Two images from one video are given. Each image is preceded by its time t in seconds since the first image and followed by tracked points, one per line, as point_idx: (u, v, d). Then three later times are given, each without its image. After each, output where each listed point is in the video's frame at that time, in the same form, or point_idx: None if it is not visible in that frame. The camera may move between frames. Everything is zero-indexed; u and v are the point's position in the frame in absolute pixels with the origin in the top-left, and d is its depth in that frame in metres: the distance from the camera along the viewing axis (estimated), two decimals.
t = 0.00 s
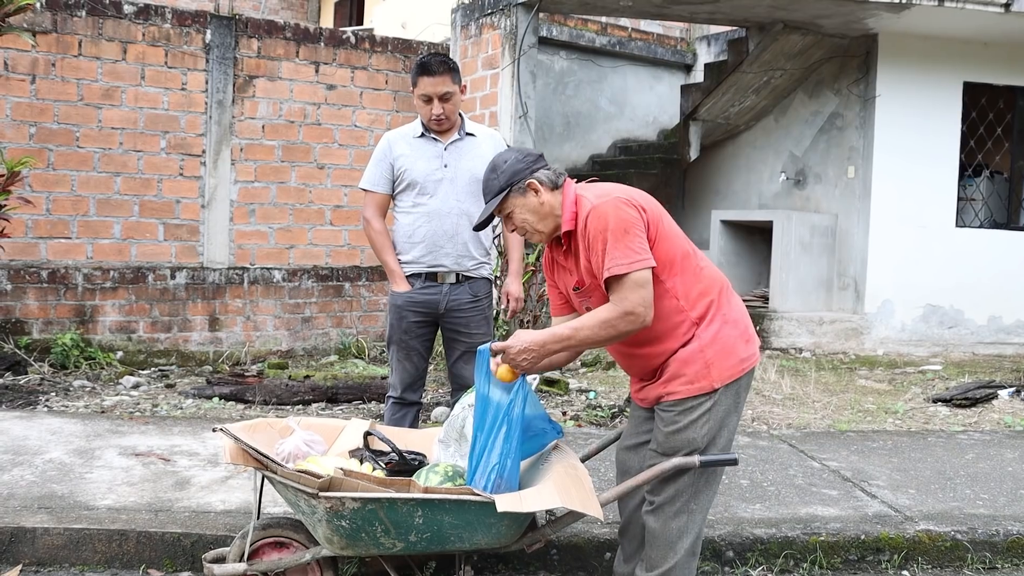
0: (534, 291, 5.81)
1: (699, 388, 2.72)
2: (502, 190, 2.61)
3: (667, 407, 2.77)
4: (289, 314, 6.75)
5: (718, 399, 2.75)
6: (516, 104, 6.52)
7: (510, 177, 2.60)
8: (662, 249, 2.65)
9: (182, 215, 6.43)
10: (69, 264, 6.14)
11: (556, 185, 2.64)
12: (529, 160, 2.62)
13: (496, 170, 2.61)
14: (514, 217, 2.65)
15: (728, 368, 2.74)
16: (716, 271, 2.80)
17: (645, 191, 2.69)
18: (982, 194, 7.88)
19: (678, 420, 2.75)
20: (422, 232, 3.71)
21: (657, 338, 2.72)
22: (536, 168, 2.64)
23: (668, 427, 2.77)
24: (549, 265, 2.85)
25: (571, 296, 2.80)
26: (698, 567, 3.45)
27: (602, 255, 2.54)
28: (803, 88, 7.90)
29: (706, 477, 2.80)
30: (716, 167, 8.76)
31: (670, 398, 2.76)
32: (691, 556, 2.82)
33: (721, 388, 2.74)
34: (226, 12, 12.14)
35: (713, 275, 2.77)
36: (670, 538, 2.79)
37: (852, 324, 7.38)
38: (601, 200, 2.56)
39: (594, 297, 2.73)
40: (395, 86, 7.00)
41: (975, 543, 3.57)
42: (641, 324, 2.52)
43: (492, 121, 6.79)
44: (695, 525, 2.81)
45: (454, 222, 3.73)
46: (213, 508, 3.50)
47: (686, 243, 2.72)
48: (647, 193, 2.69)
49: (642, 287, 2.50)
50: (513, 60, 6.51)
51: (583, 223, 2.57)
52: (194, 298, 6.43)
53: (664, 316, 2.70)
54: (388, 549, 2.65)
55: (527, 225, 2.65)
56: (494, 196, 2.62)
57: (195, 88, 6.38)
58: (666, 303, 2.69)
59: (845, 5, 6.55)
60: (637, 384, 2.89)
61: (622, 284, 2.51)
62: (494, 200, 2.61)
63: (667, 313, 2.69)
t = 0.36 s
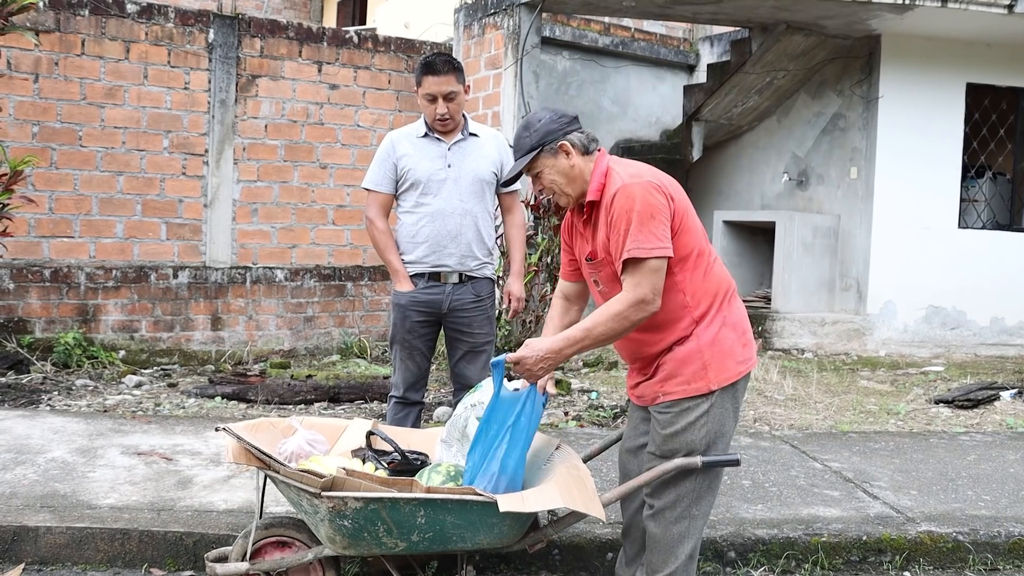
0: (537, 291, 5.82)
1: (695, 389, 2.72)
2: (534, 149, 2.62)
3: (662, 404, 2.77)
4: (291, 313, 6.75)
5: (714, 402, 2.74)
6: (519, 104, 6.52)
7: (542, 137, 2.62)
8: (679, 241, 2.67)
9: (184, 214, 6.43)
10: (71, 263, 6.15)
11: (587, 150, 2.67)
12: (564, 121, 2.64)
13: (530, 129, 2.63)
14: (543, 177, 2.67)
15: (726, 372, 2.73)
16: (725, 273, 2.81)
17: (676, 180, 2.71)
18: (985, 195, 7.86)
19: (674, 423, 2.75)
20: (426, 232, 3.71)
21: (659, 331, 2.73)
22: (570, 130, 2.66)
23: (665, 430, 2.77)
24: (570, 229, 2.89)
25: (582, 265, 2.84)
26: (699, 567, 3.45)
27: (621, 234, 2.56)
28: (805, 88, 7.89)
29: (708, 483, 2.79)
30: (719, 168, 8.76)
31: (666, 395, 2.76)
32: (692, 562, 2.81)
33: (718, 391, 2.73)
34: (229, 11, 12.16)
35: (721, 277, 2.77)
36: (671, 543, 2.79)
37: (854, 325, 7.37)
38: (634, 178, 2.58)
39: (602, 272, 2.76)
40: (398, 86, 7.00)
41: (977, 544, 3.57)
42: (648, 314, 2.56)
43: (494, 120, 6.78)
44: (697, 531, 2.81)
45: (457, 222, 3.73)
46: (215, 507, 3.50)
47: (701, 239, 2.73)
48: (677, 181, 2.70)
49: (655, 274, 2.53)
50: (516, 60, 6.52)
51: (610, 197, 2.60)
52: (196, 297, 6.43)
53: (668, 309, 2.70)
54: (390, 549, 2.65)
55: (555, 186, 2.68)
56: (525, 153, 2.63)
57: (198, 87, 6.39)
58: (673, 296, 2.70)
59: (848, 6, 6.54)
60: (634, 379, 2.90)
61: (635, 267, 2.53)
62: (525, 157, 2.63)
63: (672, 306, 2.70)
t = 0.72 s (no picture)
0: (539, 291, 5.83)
1: (686, 388, 2.72)
2: (571, 117, 2.66)
3: (653, 400, 2.77)
4: (293, 312, 6.75)
5: (706, 404, 2.74)
6: (522, 104, 6.52)
7: (581, 107, 2.65)
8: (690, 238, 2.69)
9: (186, 212, 6.44)
10: (73, 260, 6.15)
11: (623, 126, 2.71)
12: (604, 95, 2.68)
13: (569, 97, 2.66)
14: (575, 147, 2.71)
15: (718, 375, 2.72)
16: (730, 278, 2.82)
17: (703, 179, 2.74)
18: (988, 198, 7.84)
19: (666, 423, 2.76)
20: (428, 231, 3.71)
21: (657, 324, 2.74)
22: (609, 104, 2.70)
23: (659, 430, 2.77)
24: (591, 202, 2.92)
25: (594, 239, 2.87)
26: (700, 568, 3.45)
27: (638, 218, 2.59)
28: (808, 89, 7.88)
29: (707, 486, 2.79)
30: (721, 168, 8.75)
31: (658, 392, 2.76)
32: (691, 566, 2.81)
33: (709, 393, 2.73)
34: (231, 10, 12.18)
35: (726, 281, 2.78)
36: (669, 546, 2.80)
37: (855, 326, 7.37)
38: (662, 165, 2.61)
39: (611, 251, 2.78)
40: (400, 85, 7.00)
41: (978, 546, 3.57)
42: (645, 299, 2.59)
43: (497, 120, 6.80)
44: (696, 534, 2.81)
45: (460, 222, 3.73)
46: (217, 506, 3.50)
47: (712, 240, 2.75)
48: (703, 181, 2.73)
49: (661, 263, 2.57)
50: (519, 60, 6.51)
51: (635, 179, 2.63)
52: (198, 295, 6.44)
53: (668, 303, 2.72)
54: (392, 548, 2.65)
55: (587, 157, 2.72)
56: (562, 120, 2.66)
57: (201, 86, 6.39)
58: (674, 290, 2.71)
59: (851, 7, 6.54)
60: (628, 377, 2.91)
61: (641, 252, 2.58)
62: (561, 124, 2.66)
63: (672, 301, 2.72)
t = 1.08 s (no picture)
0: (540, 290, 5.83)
1: (679, 386, 2.73)
2: (595, 102, 2.68)
3: (647, 396, 2.77)
4: (295, 311, 6.75)
5: (699, 404, 2.75)
6: (524, 103, 6.53)
7: (605, 93, 2.67)
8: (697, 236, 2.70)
9: (188, 211, 6.44)
10: (75, 260, 6.15)
11: (645, 116, 2.73)
12: (630, 84, 2.70)
13: (595, 83, 2.69)
14: (596, 132, 2.73)
15: (712, 375, 2.73)
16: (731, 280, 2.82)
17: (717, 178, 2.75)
18: (989, 197, 7.85)
19: (660, 422, 2.77)
20: (430, 231, 3.71)
21: (656, 319, 2.73)
22: (634, 93, 2.71)
23: (653, 429, 2.78)
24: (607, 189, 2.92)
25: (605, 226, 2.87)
26: (702, 567, 3.44)
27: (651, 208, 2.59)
28: (810, 89, 7.89)
29: (705, 487, 2.80)
30: (724, 167, 8.74)
31: (653, 389, 2.76)
32: (692, 566, 2.82)
33: (703, 393, 2.74)
34: (233, 9, 12.19)
35: (726, 282, 2.78)
36: (669, 547, 2.80)
37: (857, 325, 7.38)
38: (678, 159, 2.62)
39: (620, 238, 2.78)
40: (402, 84, 7.00)
41: (980, 546, 3.57)
42: (660, 290, 2.57)
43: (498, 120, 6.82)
44: (695, 535, 2.81)
45: (462, 222, 3.73)
46: (219, 505, 3.51)
47: (719, 240, 2.76)
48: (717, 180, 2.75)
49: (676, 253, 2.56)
50: (521, 59, 6.51)
51: (652, 169, 2.64)
52: (200, 295, 6.44)
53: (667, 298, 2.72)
54: (394, 548, 2.65)
55: (606, 143, 2.73)
56: (586, 103, 2.69)
57: (203, 85, 6.40)
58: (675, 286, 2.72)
59: (853, 6, 6.53)
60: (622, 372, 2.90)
61: (656, 239, 2.57)
62: (584, 108, 2.68)
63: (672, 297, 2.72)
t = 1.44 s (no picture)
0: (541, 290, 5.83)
1: (669, 386, 2.73)
2: (603, 97, 2.73)
3: (639, 395, 2.78)
4: (295, 311, 6.75)
5: (690, 404, 2.75)
6: (525, 103, 6.53)
7: (613, 88, 2.72)
8: (688, 237, 2.69)
9: (189, 211, 6.45)
10: (76, 259, 6.15)
11: (654, 113, 2.75)
12: (640, 81, 2.73)
13: (605, 78, 2.73)
14: (604, 126, 2.79)
15: (703, 377, 2.72)
16: (727, 281, 2.81)
17: (716, 180, 2.74)
18: (990, 196, 7.85)
19: (651, 422, 2.77)
20: (430, 231, 3.71)
21: (645, 317, 2.75)
22: (643, 90, 2.74)
23: (645, 428, 2.78)
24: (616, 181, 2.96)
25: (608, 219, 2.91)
26: (703, 568, 3.44)
27: (636, 210, 2.61)
28: (811, 88, 7.88)
29: (699, 487, 2.80)
30: (725, 167, 8.74)
31: (644, 388, 2.77)
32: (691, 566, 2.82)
33: (692, 393, 2.74)
34: (235, 8, 12.18)
35: (721, 284, 2.77)
36: (667, 549, 2.81)
37: (858, 325, 7.37)
38: (670, 162, 2.62)
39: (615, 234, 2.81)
40: (403, 84, 7.00)
41: (981, 546, 3.57)
42: (624, 293, 2.62)
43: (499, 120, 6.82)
44: (692, 535, 2.81)
45: (462, 221, 3.73)
46: (220, 505, 3.51)
47: (712, 242, 2.74)
48: (714, 182, 2.73)
49: (649, 257, 2.59)
50: (522, 59, 6.51)
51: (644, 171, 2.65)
52: (200, 294, 6.45)
53: (658, 297, 2.74)
54: (394, 548, 2.65)
55: (612, 139, 2.78)
56: (596, 98, 2.74)
57: (204, 85, 6.40)
58: (665, 286, 2.73)
59: (854, 6, 6.53)
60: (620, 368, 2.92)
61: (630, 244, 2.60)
62: (593, 102, 2.73)
63: (662, 296, 2.73)
